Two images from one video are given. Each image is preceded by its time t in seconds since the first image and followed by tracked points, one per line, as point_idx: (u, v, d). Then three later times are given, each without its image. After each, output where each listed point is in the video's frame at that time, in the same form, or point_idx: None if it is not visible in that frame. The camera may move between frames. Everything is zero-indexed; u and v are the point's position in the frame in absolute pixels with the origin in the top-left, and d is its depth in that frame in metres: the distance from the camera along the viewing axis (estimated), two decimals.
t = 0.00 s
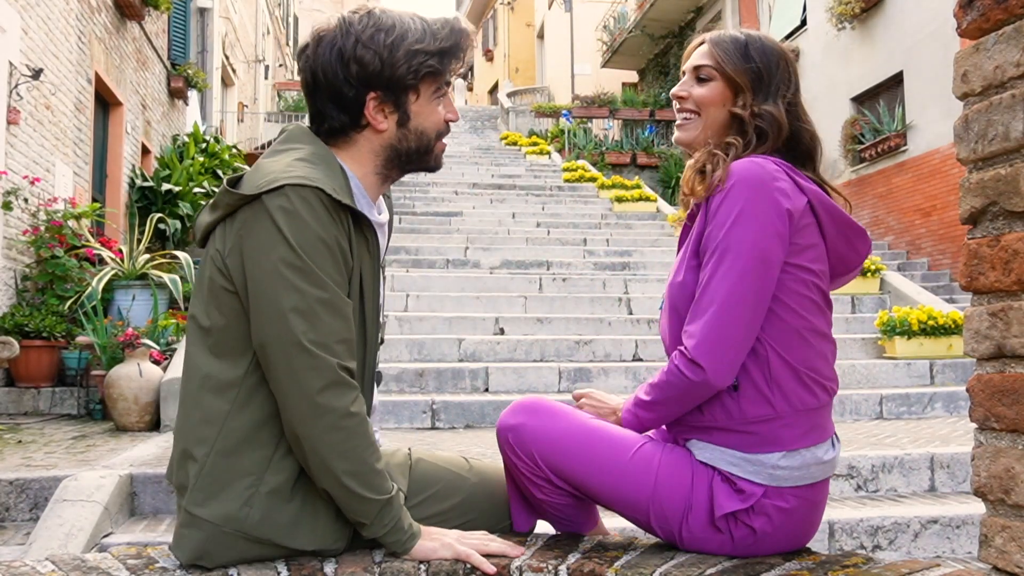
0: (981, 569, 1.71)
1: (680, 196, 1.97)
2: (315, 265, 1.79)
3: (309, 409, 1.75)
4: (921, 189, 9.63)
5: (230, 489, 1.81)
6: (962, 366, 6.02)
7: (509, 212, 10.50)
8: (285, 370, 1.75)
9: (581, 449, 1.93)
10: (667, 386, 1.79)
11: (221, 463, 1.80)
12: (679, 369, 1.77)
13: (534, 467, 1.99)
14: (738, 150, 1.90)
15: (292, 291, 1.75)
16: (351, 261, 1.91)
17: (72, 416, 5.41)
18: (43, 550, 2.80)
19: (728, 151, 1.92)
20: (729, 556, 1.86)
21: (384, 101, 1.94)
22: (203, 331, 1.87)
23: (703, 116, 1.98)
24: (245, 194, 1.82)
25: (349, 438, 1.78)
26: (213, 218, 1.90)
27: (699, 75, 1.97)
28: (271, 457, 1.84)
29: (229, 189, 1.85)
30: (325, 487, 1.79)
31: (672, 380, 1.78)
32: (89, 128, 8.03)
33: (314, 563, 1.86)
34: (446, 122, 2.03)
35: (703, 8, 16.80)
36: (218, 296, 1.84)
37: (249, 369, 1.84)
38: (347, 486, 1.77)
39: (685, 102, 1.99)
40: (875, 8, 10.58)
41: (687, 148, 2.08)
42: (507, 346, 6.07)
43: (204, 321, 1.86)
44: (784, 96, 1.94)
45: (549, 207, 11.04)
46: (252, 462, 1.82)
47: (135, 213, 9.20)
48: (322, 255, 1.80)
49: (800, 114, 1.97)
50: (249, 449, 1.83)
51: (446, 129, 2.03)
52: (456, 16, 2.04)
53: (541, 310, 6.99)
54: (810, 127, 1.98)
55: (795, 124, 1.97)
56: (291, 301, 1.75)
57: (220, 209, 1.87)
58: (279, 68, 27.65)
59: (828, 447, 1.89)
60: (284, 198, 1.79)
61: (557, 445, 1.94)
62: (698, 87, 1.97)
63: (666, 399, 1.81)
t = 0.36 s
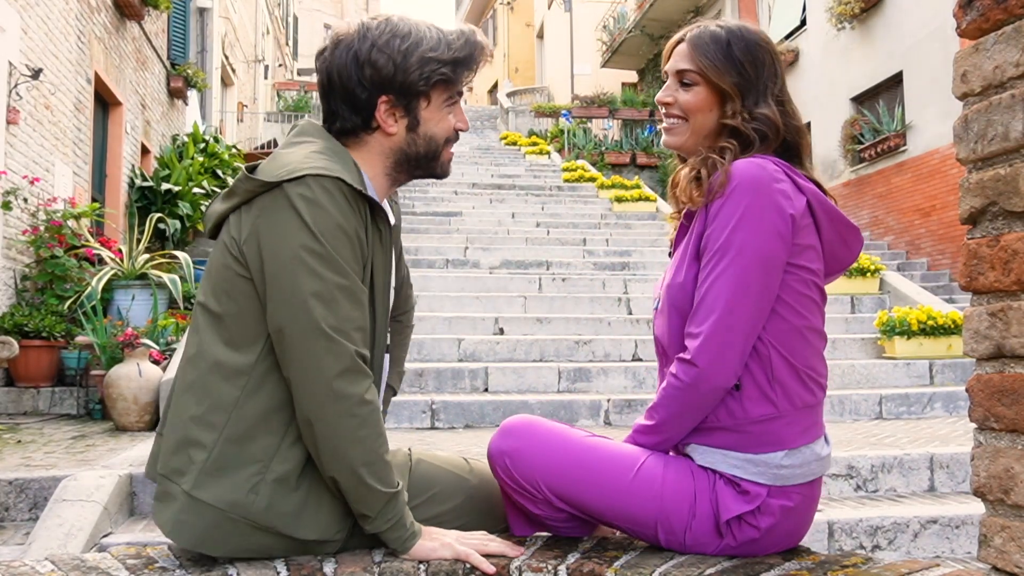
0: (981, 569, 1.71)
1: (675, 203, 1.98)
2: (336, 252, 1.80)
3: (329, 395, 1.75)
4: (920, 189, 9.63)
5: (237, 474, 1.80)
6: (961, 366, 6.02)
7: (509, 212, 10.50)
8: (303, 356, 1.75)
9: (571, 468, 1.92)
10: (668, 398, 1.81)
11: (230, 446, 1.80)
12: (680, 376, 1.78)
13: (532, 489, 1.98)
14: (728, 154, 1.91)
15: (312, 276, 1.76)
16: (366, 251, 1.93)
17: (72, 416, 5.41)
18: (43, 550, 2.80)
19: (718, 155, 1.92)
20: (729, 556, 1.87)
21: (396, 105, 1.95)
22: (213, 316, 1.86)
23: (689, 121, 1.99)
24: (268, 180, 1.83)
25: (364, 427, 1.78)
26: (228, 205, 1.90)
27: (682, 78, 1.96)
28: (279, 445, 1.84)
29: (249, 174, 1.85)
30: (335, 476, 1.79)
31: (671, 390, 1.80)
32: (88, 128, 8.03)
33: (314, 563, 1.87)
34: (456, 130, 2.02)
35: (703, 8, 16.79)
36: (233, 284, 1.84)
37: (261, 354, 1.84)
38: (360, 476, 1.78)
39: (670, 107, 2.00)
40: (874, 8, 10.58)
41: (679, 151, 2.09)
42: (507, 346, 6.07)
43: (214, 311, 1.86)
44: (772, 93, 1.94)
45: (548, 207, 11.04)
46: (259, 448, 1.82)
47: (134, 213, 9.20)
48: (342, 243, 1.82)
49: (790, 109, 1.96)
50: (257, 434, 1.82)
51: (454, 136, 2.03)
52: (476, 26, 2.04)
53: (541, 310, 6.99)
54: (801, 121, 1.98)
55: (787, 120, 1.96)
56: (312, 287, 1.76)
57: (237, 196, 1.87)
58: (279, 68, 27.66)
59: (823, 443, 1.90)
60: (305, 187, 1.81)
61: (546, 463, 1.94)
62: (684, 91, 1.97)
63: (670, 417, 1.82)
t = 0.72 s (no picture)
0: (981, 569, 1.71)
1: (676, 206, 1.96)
2: (320, 250, 1.82)
3: (318, 392, 1.77)
4: (920, 189, 9.63)
5: (234, 469, 1.82)
6: (961, 365, 6.02)
7: (509, 212, 10.50)
8: (289, 356, 1.77)
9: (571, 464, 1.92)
10: (683, 400, 1.79)
11: (228, 443, 1.82)
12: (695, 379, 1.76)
13: (530, 483, 1.97)
14: (729, 153, 1.90)
15: (296, 274, 1.78)
16: (352, 248, 1.94)
17: (72, 415, 5.41)
18: (43, 550, 2.80)
19: (717, 158, 1.92)
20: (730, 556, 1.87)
21: (366, 101, 1.96)
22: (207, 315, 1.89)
23: (686, 119, 1.98)
24: (250, 182, 1.85)
25: (354, 422, 1.79)
26: (219, 207, 1.92)
27: (682, 75, 1.96)
28: (272, 440, 1.86)
29: (235, 177, 1.87)
30: (327, 473, 1.80)
31: (688, 392, 1.77)
32: (89, 128, 8.04)
33: (314, 562, 1.87)
34: (436, 117, 2.01)
35: (703, 8, 16.79)
36: (222, 285, 1.86)
37: (251, 351, 1.85)
38: (352, 473, 1.79)
39: (668, 105, 1.99)
40: (874, 8, 10.58)
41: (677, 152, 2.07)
42: (507, 346, 6.07)
43: (207, 313, 1.88)
44: (769, 94, 1.94)
45: (548, 207, 11.04)
46: (253, 443, 1.84)
47: (134, 213, 9.20)
48: (326, 241, 1.83)
49: (786, 112, 1.97)
50: (251, 426, 1.85)
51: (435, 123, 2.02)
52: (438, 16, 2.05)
53: (541, 310, 6.99)
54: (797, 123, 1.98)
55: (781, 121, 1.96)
56: (295, 285, 1.78)
57: (225, 198, 1.89)
58: (279, 68, 27.67)
59: (823, 444, 1.89)
60: (287, 187, 1.83)
61: (544, 455, 1.94)
62: (683, 90, 1.96)
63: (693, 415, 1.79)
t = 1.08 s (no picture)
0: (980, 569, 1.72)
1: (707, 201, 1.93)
2: (310, 255, 1.82)
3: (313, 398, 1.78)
4: (920, 189, 9.63)
5: (229, 477, 1.82)
6: (960, 365, 6.03)
7: (508, 212, 10.51)
8: (283, 362, 1.78)
9: (579, 459, 1.92)
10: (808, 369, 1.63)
11: (224, 451, 1.82)
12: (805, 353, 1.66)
13: (533, 479, 1.98)
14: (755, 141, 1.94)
15: (284, 280, 1.79)
16: (342, 252, 1.94)
17: (72, 415, 5.41)
18: (43, 550, 2.81)
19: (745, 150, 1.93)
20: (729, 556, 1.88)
21: (361, 101, 1.97)
22: (204, 322, 1.90)
23: (702, 116, 1.97)
24: (240, 188, 1.86)
25: (348, 427, 1.80)
26: (211, 213, 1.93)
27: (690, 72, 1.97)
28: (270, 446, 1.86)
29: (225, 183, 1.88)
30: (323, 479, 1.81)
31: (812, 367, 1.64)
32: (89, 128, 8.03)
33: (314, 562, 1.89)
34: (433, 117, 2.03)
35: (702, 8, 16.79)
36: (215, 291, 1.88)
37: (244, 356, 1.86)
38: (347, 479, 1.79)
39: (681, 102, 1.97)
40: (874, 8, 10.57)
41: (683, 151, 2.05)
42: (507, 345, 6.07)
43: (204, 319, 1.90)
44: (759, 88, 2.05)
45: (548, 207, 11.05)
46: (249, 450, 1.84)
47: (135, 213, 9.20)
48: (315, 247, 1.84)
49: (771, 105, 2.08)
50: (247, 434, 1.85)
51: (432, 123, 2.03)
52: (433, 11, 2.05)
53: (541, 310, 7.00)
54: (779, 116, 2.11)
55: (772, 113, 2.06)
56: (284, 291, 1.79)
57: (216, 204, 1.90)
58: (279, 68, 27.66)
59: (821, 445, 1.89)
60: (274, 192, 1.84)
61: (545, 453, 1.94)
62: (694, 85, 1.97)
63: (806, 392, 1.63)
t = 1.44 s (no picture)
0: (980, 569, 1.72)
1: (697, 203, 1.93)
2: (313, 254, 1.82)
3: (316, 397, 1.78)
4: (920, 189, 9.63)
5: (228, 478, 1.83)
6: (960, 365, 6.03)
7: (508, 212, 10.51)
8: (286, 362, 1.78)
9: (575, 469, 1.92)
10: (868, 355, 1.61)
11: (223, 450, 1.82)
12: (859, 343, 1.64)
13: (529, 492, 2.00)
14: (725, 145, 1.97)
15: (288, 280, 1.79)
16: (344, 251, 1.94)
17: (73, 415, 5.41)
18: (43, 550, 2.80)
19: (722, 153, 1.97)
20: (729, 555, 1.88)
21: (360, 101, 1.97)
22: (203, 321, 1.90)
23: (673, 124, 2.01)
24: (240, 186, 1.86)
25: (349, 427, 1.80)
26: (212, 210, 1.92)
27: (653, 81, 2.01)
28: (271, 446, 1.86)
29: (226, 181, 1.87)
30: (325, 478, 1.81)
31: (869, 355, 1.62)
32: (89, 128, 8.03)
33: (314, 562, 1.89)
34: (434, 118, 2.03)
35: (702, 8, 16.79)
36: (214, 289, 1.87)
37: (245, 355, 1.86)
38: (348, 478, 1.79)
39: (651, 114, 2.00)
40: (874, 8, 10.57)
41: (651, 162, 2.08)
42: (507, 345, 6.08)
43: (203, 319, 1.90)
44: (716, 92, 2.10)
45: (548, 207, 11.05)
46: (248, 452, 1.84)
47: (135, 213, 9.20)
48: (318, 246, 1.84)
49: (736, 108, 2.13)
50: (247, 436, 1.85)
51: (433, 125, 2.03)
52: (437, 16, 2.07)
53: (541, 311, 7.00)
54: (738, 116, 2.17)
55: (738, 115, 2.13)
56: (287, 290, 1.79)
57: (216, 202, 1.90)
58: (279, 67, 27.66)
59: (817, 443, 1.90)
60: (277, 190, 1.84)
61: (538, 464, 1.96)
62: (659, 96, 2.01)
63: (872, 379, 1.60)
